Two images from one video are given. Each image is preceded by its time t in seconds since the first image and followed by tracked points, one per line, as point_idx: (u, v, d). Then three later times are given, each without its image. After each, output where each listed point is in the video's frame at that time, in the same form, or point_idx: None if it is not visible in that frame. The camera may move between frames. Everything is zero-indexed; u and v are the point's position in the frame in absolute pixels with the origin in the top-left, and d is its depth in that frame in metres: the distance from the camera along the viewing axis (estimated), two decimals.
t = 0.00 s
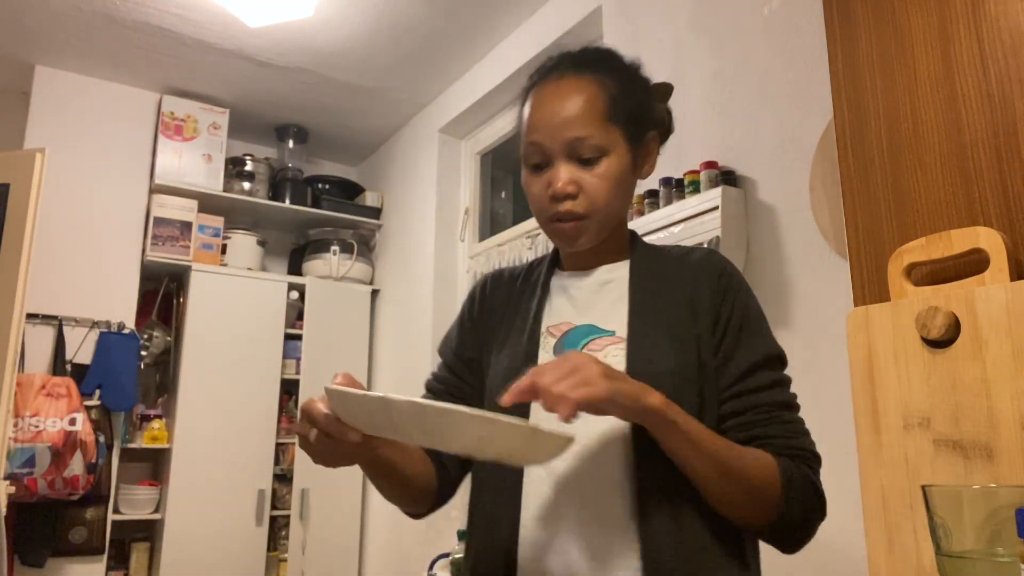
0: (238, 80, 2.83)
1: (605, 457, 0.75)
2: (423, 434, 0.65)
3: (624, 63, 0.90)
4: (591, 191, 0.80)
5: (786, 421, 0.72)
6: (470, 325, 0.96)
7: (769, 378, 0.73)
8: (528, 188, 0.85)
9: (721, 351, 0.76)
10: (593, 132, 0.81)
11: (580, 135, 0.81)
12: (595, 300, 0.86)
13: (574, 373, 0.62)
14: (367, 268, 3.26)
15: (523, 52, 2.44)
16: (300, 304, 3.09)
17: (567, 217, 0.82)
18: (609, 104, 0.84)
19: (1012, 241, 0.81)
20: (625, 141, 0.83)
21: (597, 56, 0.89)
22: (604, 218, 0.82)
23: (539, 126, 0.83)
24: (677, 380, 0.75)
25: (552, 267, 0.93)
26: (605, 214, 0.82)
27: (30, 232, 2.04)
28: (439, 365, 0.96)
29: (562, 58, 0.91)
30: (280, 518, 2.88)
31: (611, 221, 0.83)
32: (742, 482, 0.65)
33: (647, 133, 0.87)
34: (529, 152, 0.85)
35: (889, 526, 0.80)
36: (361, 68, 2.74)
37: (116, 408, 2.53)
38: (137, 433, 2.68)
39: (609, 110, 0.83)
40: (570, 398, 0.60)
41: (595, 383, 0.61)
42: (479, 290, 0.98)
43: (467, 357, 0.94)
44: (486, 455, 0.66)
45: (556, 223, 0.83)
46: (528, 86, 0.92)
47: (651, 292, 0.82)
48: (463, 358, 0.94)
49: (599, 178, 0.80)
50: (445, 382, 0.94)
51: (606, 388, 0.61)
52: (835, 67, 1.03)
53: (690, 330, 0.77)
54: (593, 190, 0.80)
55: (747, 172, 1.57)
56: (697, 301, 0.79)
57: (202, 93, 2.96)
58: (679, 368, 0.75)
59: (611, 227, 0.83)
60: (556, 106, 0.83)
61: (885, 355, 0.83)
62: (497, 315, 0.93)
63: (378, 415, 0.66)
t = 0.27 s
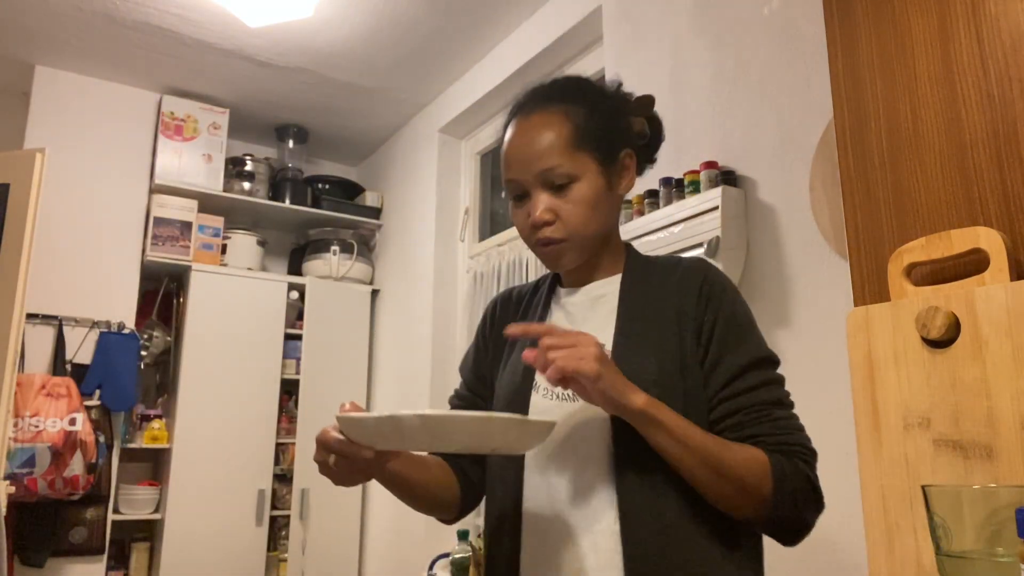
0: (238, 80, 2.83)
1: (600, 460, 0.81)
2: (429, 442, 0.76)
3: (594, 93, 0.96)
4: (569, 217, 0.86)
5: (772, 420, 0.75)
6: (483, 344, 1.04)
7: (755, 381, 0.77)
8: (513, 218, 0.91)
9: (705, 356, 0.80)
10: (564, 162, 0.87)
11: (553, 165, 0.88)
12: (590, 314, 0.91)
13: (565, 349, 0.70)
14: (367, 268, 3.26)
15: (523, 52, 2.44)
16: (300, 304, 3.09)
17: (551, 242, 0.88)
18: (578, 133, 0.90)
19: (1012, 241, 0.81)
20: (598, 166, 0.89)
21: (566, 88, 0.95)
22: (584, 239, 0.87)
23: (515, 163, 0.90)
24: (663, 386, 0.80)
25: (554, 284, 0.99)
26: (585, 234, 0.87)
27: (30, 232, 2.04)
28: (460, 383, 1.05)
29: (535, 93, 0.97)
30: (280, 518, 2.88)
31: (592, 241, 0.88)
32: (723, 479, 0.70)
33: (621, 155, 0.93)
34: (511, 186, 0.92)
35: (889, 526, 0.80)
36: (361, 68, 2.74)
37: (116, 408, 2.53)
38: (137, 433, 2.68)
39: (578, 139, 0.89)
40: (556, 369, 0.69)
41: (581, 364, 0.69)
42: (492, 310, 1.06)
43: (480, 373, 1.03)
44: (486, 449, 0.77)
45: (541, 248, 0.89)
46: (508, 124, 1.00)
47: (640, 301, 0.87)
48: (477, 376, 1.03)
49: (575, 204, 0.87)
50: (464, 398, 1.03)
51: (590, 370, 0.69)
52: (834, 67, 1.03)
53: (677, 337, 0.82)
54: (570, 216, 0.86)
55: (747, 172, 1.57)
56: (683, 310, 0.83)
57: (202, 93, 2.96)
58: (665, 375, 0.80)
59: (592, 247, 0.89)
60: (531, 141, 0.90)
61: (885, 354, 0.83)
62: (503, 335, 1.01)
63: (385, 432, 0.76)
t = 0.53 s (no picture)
0: (238, 80, 2.83)
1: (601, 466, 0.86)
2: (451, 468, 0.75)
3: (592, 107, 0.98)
4: (568, 224, 0.89)
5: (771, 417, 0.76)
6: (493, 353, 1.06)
7: (751, 378, 0.78)
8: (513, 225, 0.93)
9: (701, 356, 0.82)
10: (563, 171, 0.90)
11: (553, 173, 0.90)
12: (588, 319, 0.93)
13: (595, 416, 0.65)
14: (367, 268, 3.26)
15: (523, 52, 2.44)
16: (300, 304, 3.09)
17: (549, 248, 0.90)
18: (577, 144, 0.92)
19: (1012, 240, 0.81)
20: (595, 176, 0.91)
21: (564, 101, 0.98)
22: (582, 246, 0.90)
23: (516, 171, 0.93)
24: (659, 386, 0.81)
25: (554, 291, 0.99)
26: (582, 241, 0.90)
27: (30, 232, 2.04)
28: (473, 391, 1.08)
29: (535, 107, 0.99)
30: (280, 518, 2.87)
31: (589, 247, 0.91)
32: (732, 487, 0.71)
33: (616, 167, 0.95)
34: (512, 193, 0.94)
35: (889, 526, 0.80)
36: (361, 69, 2.74)
37: (116, 408, 2.53)
38: (137, 433, 2.68)
39: (577, 150, 0.92)
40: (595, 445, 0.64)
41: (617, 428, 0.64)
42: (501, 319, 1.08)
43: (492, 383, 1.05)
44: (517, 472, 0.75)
45: (541, 253, 0.91)
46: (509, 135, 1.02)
47: (636, 304, 0.88)
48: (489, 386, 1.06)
49: (574, 211, 0.89)
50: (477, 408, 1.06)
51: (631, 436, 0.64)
52: (834, 66, 1.03)
53: (673, 338, 0.84)
54: (569, 222, 0.89)
55: (747, 172, 1.57)
56: (679, 311, 0.85)
57: (202, 93, 2.96)
58: (660, 376, 0.82)
59: (590, 253, 0.91)
60: (531, 151, 0.92)
61: (885, 354, 0.83)
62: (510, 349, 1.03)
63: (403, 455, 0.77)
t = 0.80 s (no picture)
0: (238, 80, 2.83)
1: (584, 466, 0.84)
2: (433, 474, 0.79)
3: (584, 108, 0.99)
4: (558, 223, 0.90)
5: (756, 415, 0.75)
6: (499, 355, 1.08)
7: (732, 375, 0.77)
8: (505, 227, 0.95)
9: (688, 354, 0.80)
10: (552, 173, 0.91)
11: (541, 173, 0.91)
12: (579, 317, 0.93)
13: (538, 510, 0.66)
14: (367, 268, 3.26)
15: (523, 52, 2.44)
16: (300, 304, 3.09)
17: (539, 249, 0.92)
18: (565, 145, 0.93)
19: (1012, 241, 0.81)
20: (584, 176, 0.92)
21: (556, 102, 0.98)
22: (571, 245, 0.91)
23: (506, 172, 0.94)
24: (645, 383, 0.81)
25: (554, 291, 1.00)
26: (572, 242, 0.91)
27: (30, 232, 2.04)
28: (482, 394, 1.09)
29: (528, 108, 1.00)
30: (280, 518, 2.87)
31: (580, 245, 0.92)
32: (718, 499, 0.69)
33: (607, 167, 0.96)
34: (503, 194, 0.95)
35: (889, 525, 0.80)
36: (361, 69, 2.74)
37: (116, 408, 2.53)
38: (137, 433, 2.68)
39: (565, 151, 0.92)
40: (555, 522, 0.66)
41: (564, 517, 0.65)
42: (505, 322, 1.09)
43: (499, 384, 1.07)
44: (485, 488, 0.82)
45: (533, 253, 0.93)
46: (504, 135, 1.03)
47: (623, 304, 0.88)
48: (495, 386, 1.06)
49: (563, 211, 0.90)
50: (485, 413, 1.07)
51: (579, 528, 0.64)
52: (834, 67, 1.03)
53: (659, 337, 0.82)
54: (558, 223, 0.90)
55: (747, 172, 1.57)
56: (665, 310, 0.84)
57: (202, 93, 2.96)
58: (644, 373, 0.81)
59: (582, 251, 0.92)
60: (521, 153, 0.93)
61: (885, 354, 0.83)
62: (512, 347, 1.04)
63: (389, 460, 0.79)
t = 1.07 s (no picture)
0: (238, 80, 2.83)
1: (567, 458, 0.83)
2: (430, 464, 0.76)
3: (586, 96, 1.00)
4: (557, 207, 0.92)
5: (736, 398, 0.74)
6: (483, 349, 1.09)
7: (714, 357, 0.76)
8: (503, 203, 0.96)
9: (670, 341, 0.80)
10: (557, 153, 0.92)
11: (546, 155, 0.92)
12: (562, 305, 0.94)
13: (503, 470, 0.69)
14: (367, 268, 3.26)
15: (523, 52, 2.44)
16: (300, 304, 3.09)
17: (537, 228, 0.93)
18: (572, 129, 0.94)
19: (1012, 241, 0.81)
20: (587, 161, 0.94)
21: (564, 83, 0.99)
22: (568, 229, 0.93)
23: (510, 148, 0.95)
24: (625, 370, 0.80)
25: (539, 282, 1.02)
26: (570, 224, 0.92)
27: (30, 232, 2.04)
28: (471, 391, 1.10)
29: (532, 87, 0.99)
30: (280, 518, 2.87)
31: (576, 231, 0.93)
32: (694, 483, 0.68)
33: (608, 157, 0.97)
34: (504, 170, 0.96)
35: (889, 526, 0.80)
36: (360, 69, 2.74)
37: (116, 408, 2.53)
38: (137, 433, 2.68)
39: (571, 135, 0.94)
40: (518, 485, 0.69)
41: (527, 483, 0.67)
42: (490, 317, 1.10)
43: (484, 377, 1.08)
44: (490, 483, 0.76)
45: (529, 233, 0.94)
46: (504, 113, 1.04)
47: (606, 292, 0.87)
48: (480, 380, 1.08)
49: (564, 195, 0.92)
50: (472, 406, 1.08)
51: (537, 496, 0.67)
52: (834, 67, 1.03)
53: (639, 324, 0.82)
54: (557, 204, 0.92)
55: (747, 172, 1.57)
56: (647, 297, 0.83)
57: (202, 93, 2.96)
58: (624, 358, 0.81)
59: (576, 238, 0.94)
60: (526, 133, 0.94)
61: (885, 354, 0.83)
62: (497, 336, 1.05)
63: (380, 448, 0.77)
